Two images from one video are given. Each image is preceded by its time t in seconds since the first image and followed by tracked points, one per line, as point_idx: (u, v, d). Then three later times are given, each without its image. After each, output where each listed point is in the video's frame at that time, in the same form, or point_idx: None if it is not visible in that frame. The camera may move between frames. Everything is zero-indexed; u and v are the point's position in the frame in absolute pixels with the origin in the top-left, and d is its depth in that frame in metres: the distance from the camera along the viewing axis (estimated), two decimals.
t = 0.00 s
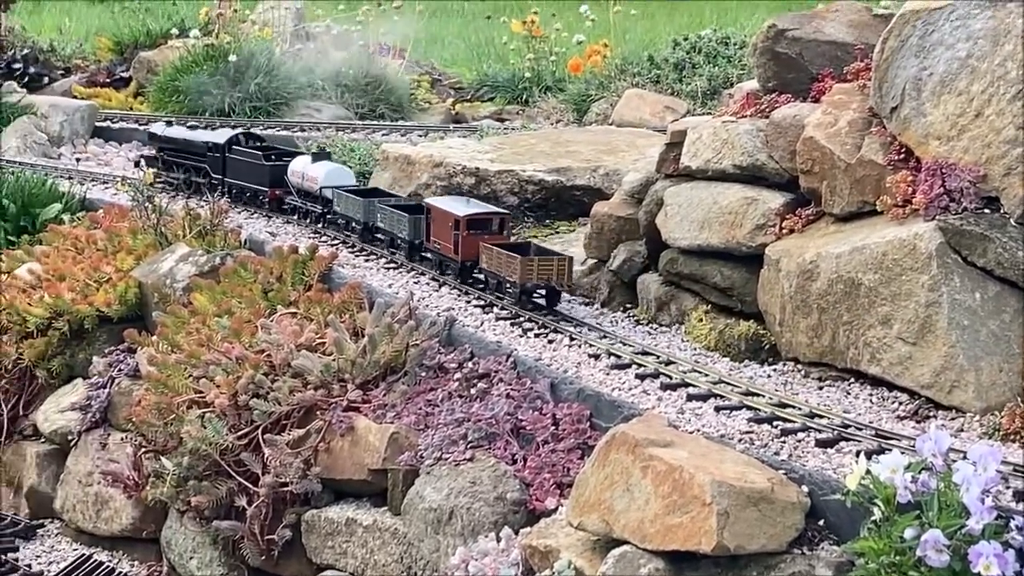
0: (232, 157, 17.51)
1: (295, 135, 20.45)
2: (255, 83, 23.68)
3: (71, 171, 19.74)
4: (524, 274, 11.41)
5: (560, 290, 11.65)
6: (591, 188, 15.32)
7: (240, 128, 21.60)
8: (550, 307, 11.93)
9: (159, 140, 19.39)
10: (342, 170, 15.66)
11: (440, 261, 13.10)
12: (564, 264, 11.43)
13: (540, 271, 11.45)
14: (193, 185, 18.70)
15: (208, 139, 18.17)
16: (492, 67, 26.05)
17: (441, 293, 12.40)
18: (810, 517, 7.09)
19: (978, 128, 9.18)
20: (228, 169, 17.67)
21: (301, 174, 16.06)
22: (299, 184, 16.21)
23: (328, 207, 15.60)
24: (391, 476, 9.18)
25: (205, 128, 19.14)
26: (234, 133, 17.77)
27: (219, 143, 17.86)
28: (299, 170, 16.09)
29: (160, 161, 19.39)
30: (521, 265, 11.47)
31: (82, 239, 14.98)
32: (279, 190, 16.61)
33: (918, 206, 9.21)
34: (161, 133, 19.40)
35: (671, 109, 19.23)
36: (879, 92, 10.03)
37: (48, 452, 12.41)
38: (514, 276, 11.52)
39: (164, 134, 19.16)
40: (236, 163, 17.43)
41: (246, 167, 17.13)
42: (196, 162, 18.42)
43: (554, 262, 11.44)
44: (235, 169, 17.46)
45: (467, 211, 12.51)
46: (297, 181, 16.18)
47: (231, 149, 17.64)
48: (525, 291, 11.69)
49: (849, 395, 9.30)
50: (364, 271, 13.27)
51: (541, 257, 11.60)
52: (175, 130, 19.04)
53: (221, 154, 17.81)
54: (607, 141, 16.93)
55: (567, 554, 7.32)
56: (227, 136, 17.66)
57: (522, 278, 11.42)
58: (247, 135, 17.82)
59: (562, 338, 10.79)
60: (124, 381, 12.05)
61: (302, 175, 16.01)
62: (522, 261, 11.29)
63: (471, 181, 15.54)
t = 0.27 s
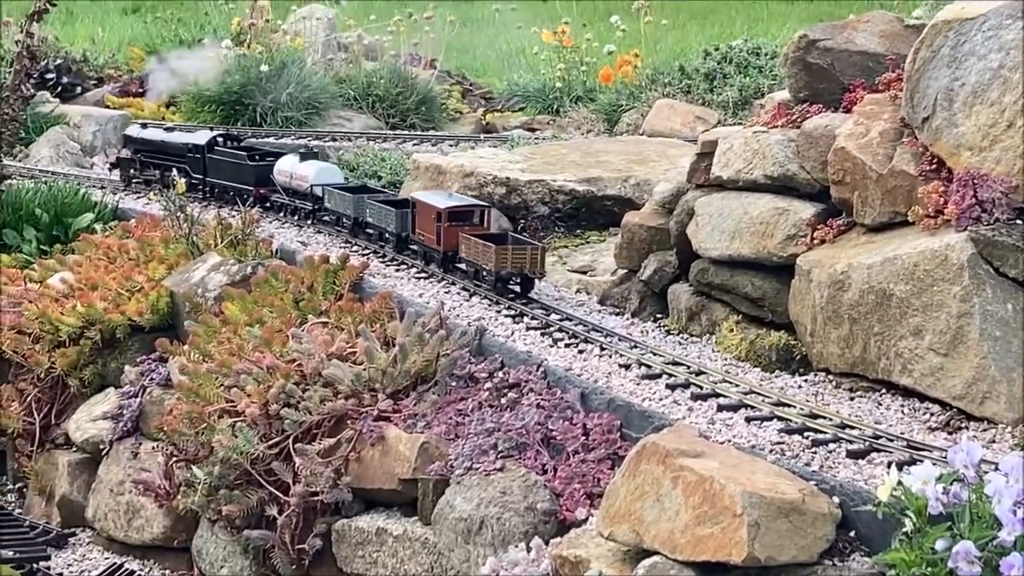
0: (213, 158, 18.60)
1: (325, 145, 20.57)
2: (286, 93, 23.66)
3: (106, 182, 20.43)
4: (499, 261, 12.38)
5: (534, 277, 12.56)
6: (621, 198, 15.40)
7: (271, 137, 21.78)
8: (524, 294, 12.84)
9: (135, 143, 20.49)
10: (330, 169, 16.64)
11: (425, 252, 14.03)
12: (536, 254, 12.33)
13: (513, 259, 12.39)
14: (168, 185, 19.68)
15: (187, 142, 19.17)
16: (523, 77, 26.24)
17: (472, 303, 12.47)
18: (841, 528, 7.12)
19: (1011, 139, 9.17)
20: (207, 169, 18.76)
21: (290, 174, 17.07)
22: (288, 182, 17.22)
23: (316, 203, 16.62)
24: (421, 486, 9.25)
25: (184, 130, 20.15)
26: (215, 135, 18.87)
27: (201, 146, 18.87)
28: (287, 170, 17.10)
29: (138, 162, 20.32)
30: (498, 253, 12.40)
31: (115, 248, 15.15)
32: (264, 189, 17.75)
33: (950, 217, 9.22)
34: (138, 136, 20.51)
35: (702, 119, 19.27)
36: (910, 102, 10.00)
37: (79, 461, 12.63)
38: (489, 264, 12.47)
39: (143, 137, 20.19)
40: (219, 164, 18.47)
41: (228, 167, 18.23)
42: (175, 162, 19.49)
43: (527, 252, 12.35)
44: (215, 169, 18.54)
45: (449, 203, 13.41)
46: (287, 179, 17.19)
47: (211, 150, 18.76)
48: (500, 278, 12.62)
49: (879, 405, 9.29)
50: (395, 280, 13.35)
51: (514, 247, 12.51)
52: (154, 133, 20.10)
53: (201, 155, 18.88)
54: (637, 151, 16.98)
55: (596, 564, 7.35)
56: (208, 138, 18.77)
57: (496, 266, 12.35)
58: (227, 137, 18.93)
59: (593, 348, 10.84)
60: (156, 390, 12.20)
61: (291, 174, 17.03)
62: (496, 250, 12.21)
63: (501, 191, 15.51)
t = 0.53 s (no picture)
0: (190, 160, 19.54)
1: (359, 156, 20.67)
2: (320, 104, 23.84)
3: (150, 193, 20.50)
4: (481, 252, 13.32)
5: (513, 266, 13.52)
6: (654, 210, 15.45)
7: (304, 148, 21.95)
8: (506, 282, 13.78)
9: (111, 146, 21.18)
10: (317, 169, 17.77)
11: (413, 245, 14.98)
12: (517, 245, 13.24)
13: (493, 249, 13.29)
14: (145, 187, 20.57)
15: (163, 144, 20.01)
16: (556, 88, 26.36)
17: (505, 313, 12.53)
18: (875, 541, 7.13)
19: None
20: (185, 171, 19.71)
21: (276, 174, 18.18)
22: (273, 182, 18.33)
23: (304, 201, 17.68)
24: (454, 496, 9.31)
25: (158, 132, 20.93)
26: (189, 138, 19.77)
27: (177, 148, 19.75)
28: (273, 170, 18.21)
29: (113, 166, 21.16)
30: (479, 244, 13.33)
31: (149, 258, 15.34)
32: (245, 188, 18.92)
33: (984, 229, 9.19)
34: (113, 139, 21.20)
35: (736, 130, 19.25)
36: (945, 113, 10.01)
37: (113, 471, 12.80)
38: (472, 255, 13.39)
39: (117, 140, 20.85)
40: (200, 166, 19.39)
41: (207, 168, 19.24)
42: (152, 166, 20.34)
43: (506, 243, 13.28)
44: (194, 171, 19.53)
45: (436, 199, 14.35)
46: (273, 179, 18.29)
47: (187, 152, 19.71)
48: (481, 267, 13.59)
49: (914, 418, 9.27)
50: (427, 290, 13.42)
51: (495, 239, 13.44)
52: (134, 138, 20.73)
53: (178, 157, 19.77)
54: (671, 163, 16.98)
55: None
56: (185, 141, 19.69)
57: (478, 257, 13.29)
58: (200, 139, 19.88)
59: (625, 359, 10.87)
60: (189, 400, 12.35)
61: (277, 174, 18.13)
62: (478, 242, 13.16)
63: (535, 202, 15.67)
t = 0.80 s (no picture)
0: (172, 164, 20.83)
1: (396, 168, 20.85)
2: (357, 116, 24.03)
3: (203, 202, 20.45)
4: (471, 246, 14.32)
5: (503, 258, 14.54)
6: (691, 222, 15.49)
7: (341, 160, 22.14)
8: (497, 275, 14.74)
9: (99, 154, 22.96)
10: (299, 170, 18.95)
11: (408, 243, 16.00)
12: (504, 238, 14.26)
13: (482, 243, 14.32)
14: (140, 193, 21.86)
15: (145, 150, 21.39)
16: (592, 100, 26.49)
17: (541, 326, 12.60)
18: (912, 555, 7.13)
19: None
20: (165, 176, 21.01)
21: (257, 178, 19.32)
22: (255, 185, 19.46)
23: (289, 202, 18.83)
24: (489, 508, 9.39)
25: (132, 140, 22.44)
26: (168, 144, 21.13)
27: (158, 153, 21.07)
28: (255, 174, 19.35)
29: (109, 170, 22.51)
30: (470, 239, 14.34)
31: (186, 269, 15.54)
32: (226, 192, 20.10)
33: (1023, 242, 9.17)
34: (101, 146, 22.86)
35: (772, 142, 19.26)
36: (983, 126, 10.03)
37: (149, 482, 12.96)
38: (462, 249, 14.38)
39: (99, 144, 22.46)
40: (170, 170, 20.83)
41: (189, 172, 20.46)
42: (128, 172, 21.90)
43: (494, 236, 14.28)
44: (176, 174, 20.73)
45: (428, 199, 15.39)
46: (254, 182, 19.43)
47: (169, 157, 21.00)
48: (473, 261, 14.58)
49: (952, 431, 9.25)
50: (463, 302, 13.51)
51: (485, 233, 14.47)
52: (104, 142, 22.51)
53: (161, 162, 21.05)
54: (708, 175, 17.01)
55: None
56: (166, 146, 21.00)
57: (470, 250, 14.28)
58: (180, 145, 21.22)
59: (662, 372, 10.91)
60: (226, 411, 12.49)
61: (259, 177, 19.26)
62: (468, 235, 14.19)
63: (571, 214, 15.80)
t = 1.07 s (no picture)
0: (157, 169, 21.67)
1: (435, 180, 21.01)
2: (396, 128, 24.23)
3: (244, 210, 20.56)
4: (466, 244, 15.33)
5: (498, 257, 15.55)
6: (730, 235, 15.52)
7: (380, 172, 22.34)
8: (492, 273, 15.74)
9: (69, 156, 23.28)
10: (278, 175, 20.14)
11: (402, 241, 17.09)
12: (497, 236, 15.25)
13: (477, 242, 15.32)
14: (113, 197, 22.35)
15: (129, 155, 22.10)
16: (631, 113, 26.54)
17: (579, 338, 12.67)
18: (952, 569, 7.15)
19: None
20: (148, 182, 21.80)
21: (241, 180, 20.35)
22: (236, 188, 20.49)
23: (270, 204, 19.90)
24: (529, 520, 9.46)
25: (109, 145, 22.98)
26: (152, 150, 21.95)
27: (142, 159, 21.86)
28: (238, 177, 20.38)
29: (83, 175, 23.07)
30: (465, 237, 15.35)
31: (225, 281, 15.72)
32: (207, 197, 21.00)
33: None
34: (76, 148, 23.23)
35: (812, 155, 19.21)
36: None
37: (189, 493, 13.13)
38: (459, 247, 15.39)
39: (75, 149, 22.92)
40: (156, 176, 21.68)
41: (173, 177, 21.30)
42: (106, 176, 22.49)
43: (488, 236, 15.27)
44: (161, 180, 21.55)
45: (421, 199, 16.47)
46: (236, 185, 20.44)
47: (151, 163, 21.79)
48: (469, 258, 15.61)
49: (992, 445, 9.24)
50: (502, 314, 13.60)
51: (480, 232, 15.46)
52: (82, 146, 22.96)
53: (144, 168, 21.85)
54: (747, 188, 17.01)
55: None
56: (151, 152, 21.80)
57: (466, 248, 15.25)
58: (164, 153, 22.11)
59: (701, 385, 10.96)
60: (265, 423, 12.64)
61: (242, 180, 20.32)
62: (465, 234, 15.20)
63: (610, 227, 15.89)
